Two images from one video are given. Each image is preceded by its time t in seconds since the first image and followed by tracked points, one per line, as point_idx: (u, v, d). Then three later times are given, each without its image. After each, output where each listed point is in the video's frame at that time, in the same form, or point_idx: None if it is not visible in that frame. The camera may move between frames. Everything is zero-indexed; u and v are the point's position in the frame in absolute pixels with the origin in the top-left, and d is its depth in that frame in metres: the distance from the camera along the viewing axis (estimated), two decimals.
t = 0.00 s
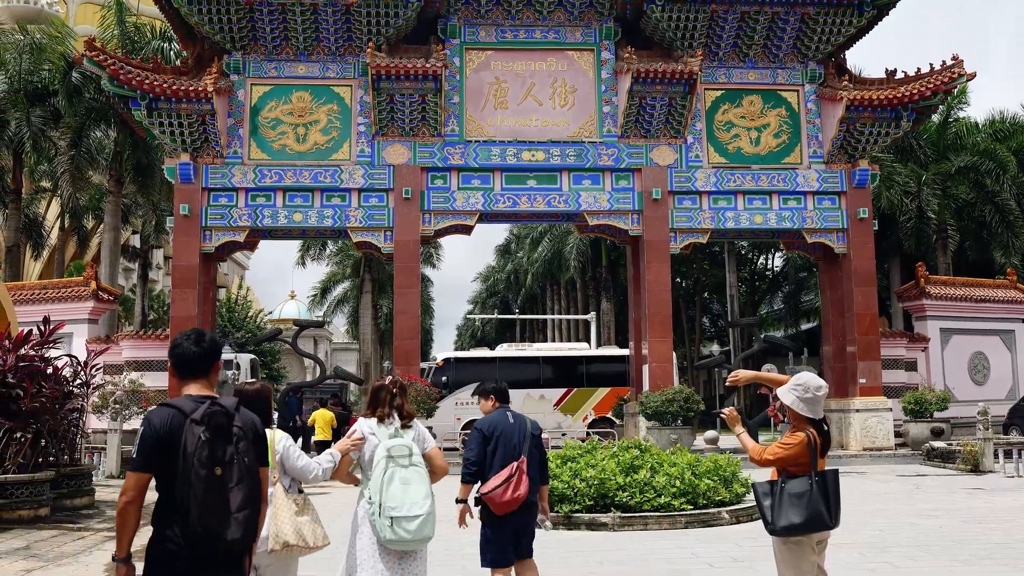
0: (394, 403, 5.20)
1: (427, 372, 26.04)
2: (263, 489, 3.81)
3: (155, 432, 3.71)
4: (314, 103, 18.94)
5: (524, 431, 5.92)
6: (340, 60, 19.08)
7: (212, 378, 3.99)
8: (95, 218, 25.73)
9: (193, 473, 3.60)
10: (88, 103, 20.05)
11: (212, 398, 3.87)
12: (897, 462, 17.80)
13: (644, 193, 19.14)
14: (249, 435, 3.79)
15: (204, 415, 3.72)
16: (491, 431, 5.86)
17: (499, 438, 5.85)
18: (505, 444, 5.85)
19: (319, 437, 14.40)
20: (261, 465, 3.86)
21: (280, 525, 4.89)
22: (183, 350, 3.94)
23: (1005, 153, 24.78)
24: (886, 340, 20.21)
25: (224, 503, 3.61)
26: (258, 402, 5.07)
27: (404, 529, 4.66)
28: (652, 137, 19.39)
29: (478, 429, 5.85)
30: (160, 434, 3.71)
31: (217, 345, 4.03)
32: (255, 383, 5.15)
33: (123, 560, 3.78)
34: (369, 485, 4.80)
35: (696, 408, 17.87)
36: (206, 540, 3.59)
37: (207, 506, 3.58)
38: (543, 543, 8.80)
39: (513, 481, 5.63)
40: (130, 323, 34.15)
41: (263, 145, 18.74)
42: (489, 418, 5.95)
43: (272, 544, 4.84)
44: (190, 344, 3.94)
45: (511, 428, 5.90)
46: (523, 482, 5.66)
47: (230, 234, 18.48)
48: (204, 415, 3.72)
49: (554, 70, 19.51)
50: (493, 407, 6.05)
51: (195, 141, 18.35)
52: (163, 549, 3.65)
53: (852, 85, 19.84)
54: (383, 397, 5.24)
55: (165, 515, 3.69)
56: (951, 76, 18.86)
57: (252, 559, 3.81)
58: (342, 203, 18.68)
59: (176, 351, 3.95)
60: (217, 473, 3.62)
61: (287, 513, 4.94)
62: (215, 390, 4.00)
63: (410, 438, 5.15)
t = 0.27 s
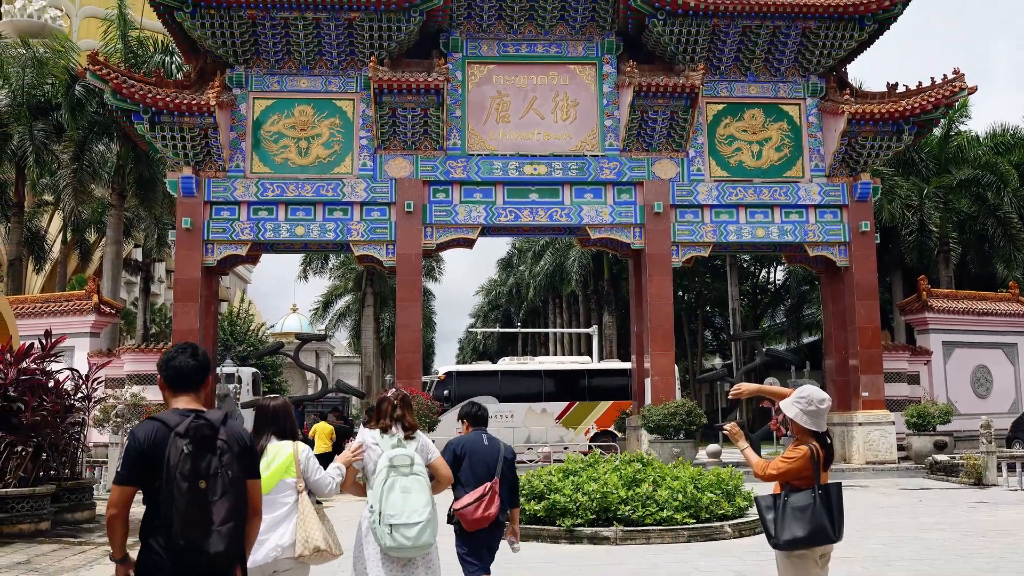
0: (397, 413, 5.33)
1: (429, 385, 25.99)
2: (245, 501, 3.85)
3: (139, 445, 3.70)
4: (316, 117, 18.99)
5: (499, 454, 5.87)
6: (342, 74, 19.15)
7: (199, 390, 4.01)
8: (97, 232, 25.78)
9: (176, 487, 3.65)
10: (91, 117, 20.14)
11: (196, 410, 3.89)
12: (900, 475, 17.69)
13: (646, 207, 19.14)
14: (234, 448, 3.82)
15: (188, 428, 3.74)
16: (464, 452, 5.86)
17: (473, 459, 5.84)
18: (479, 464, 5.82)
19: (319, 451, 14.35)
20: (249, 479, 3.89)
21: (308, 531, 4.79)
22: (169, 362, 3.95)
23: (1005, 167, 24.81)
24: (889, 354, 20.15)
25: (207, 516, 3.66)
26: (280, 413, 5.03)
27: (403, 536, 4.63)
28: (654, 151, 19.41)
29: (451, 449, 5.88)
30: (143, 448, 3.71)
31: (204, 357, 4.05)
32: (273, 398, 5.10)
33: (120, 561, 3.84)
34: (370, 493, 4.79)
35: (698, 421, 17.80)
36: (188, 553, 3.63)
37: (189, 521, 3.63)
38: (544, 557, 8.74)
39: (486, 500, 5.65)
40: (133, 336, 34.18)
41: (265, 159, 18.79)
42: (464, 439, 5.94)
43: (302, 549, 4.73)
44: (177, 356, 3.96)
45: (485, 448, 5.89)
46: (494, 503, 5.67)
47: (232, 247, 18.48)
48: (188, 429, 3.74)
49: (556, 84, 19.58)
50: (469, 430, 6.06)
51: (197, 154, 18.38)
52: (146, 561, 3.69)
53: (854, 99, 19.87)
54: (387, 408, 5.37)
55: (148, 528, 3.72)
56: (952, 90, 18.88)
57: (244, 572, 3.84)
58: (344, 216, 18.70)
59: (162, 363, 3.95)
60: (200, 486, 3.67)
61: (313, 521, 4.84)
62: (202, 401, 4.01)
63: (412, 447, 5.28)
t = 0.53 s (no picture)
0: (396, 425, 5.29)
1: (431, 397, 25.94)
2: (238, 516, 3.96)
3: (139, 459, 3.74)
4: (318, 129, 19.02)
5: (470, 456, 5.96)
6: (344, 86, 19.20)
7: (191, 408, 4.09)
8: (99, 244, 25.81)
9: (177, 500, 3.72)
10: (94, 129, 20.20)
11: (192, 425, 3.97)
12: (903, 487, 17.60)
13: (648, 219, 19.13)
14: (230, 463, 3.92)
15: (189, 443, 3.82)
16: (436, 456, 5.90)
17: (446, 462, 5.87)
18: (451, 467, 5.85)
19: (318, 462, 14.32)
20: (242, 494, 4.00)
21: (306, 543, 5.05)
22: (166, 376, 4.02)
23: (1006, 178, 24.81)
24: (891, 365, 20.10)
25: (207, 529, 3.75)
26: (281, 429, 5.24)
27: (392, 540, 4.67)
28: (656, 162, 19.42)
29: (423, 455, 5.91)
30: (144, 461, 3.74)
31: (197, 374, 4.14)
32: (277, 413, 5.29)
33: None
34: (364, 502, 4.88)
35: (700, 433, 17.75)
36: (188, 566, 3.70)
37: (192, 534, 3.71)
38: (545, 570, 8.69)
39: (458, 502, 5.72)
40: (134, 348, 34.17)
41: (267, 170, 18.81)
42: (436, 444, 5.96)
43: (299, 561, 5.01)
44: (174, 371, 4.04)
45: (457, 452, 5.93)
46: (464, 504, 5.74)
47: (234, 258, 18.49)
48: (189, 444, 3.82)
49: (557, 96, 19.61)
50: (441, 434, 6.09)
51: (200, 167, 18.44)
52: None
53: (856, 111, 19.86)
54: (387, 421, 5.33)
55: (145, 542, 3.73)
56: (954, 102, 18.88)
57: None
58: (345, 228, 18.71)
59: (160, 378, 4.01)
60: (200, 500, 3.75)
61: (312, 533, 5.09)
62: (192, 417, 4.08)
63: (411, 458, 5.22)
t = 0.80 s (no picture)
0: (389, 437, 5.49)
1: (432, 406, 25.90)
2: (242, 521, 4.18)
3: (144, 467, 4.03)
4: (320, 137, 19.06)
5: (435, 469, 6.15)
6: (346, 94, 19.24)
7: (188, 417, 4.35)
8: (101, 252, 25.86)
9: (184, 506, 3.97)
10: (96, 137, 20.26)
11: (193, 436, 4.22)
12: (906, 496, 17.53)
13: (649, 227, 19.12)
14: (231, 470, 4.15)
15: (191, 451, 4.07)
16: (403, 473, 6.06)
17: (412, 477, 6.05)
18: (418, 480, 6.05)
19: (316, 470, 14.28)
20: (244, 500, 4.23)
21: (303, 543, 5.02)
22: (166, 388, 4.26)
23: (1008, 187, 24.77)
24: (893, 374, 20.05)
25: (211, 533, 3.99)
26: (281, 433, 5.23)
27: (384, 550, 4.81)
28: (658, 171, 19.42)
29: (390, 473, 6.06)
30: (148, 470, 4.03)
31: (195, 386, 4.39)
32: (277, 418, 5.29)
33: None
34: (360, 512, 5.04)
35: (702, 442, 17.69)
36: (192, 568, 3.95)
37: (196, 538, 3.96)
38: None
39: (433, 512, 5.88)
40: (136, 357, 34.20)
41: (269, 179, 18.84)
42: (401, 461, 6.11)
43: (296, 561, 4.98)
44: (174, 383, 4.29)
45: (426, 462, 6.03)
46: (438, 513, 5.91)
47: (236, 267, 18.50)
48: (192, 452, 4.06)
49: (559, 105, 19.64)
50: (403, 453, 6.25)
51: (201, 175, 18.47)
52: None
53: (857, 119, 19.86)
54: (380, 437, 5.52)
55: (151, 545, 4.02)
56: (956, 111, 18.87)
57: None
58: (347, 236, 18.72)
59: (161, 390, 4.26)
60: (203, 506, 3.98)
61: (310, 534, 5.06)
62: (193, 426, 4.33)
63: (406, 468, 5.37)
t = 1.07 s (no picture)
0: (384, 441, 5.52)
1: (433, 412, 25.87)
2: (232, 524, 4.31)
3: (143, 470, 4.06)
4: (321, 143, 19.08)
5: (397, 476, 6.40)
6: (347, 101, 19.26)
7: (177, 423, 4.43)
8: (102, 259, 25.88)
9: (183, 507, 4.05)
10: (97, 143, 20.29)
11: (186, 439, 4.31)
12: (908, 503, 17.46)
13: (650, 233, 19.11)
14: (224, 473, 4.28)
15: (188, 454, 4.17)
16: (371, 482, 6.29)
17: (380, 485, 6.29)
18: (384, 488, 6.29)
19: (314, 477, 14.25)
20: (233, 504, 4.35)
21: (307, 553, 5.08)
22: (159, 393, 4.32)
23: (1009, 193, 24.73)
24: (894, 381, 20.00)
25: (209, 533, 4.09)
26: (294, 444, 5.27)
27: (381, 552, 5.03)
28: (659, 177, 19.41)
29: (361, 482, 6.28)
30: (147, 473, 4.07)
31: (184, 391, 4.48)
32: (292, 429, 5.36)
33: None
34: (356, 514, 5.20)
35: (704, 448, 17.64)
36: (190, 568, 4.02)
37: (196, 538, 4.04)
38: None
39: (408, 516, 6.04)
40: (137, 363, 34.20)
41: (270, 185, 18.86)
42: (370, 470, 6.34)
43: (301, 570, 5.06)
44: (166, 389, 4.35)
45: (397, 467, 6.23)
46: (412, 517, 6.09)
47: (237, 273, 18.50)
48: (189, 454, 4.17)
49: (560, 111, 19.65)
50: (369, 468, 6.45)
51: (203, 181, 18.49)
52: None
53: (858, 126, 19.85)
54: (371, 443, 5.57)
55: (148, 547, 4.04)
56: (957, 118, 18.87)
57: None
58: (348, 242, 18.72)
59: (153, 395, 4.32)
60: (202, 507, 4.09)
61: (316, 543, 5.11)
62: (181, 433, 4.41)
63: (401, 469, 5.42)
